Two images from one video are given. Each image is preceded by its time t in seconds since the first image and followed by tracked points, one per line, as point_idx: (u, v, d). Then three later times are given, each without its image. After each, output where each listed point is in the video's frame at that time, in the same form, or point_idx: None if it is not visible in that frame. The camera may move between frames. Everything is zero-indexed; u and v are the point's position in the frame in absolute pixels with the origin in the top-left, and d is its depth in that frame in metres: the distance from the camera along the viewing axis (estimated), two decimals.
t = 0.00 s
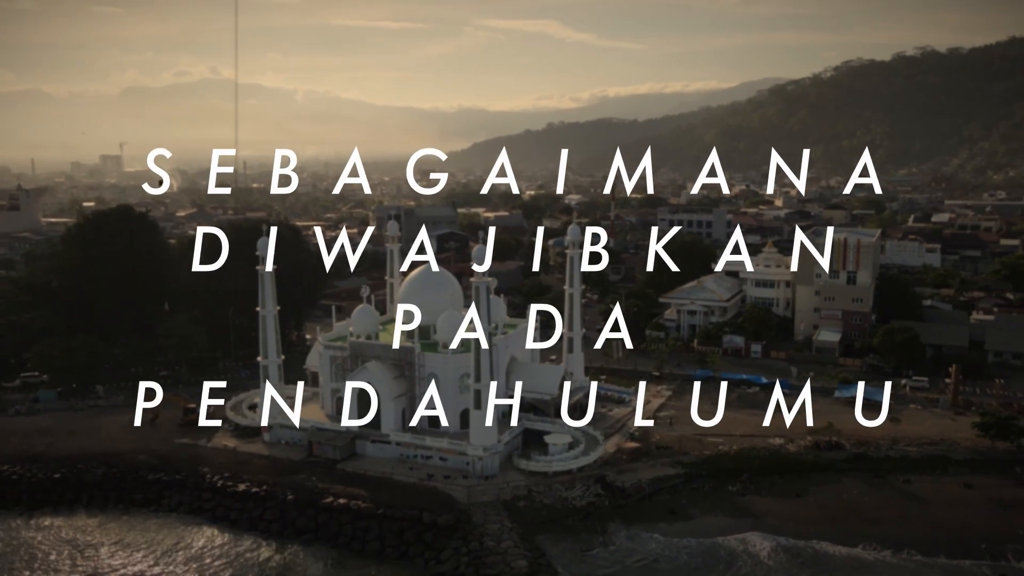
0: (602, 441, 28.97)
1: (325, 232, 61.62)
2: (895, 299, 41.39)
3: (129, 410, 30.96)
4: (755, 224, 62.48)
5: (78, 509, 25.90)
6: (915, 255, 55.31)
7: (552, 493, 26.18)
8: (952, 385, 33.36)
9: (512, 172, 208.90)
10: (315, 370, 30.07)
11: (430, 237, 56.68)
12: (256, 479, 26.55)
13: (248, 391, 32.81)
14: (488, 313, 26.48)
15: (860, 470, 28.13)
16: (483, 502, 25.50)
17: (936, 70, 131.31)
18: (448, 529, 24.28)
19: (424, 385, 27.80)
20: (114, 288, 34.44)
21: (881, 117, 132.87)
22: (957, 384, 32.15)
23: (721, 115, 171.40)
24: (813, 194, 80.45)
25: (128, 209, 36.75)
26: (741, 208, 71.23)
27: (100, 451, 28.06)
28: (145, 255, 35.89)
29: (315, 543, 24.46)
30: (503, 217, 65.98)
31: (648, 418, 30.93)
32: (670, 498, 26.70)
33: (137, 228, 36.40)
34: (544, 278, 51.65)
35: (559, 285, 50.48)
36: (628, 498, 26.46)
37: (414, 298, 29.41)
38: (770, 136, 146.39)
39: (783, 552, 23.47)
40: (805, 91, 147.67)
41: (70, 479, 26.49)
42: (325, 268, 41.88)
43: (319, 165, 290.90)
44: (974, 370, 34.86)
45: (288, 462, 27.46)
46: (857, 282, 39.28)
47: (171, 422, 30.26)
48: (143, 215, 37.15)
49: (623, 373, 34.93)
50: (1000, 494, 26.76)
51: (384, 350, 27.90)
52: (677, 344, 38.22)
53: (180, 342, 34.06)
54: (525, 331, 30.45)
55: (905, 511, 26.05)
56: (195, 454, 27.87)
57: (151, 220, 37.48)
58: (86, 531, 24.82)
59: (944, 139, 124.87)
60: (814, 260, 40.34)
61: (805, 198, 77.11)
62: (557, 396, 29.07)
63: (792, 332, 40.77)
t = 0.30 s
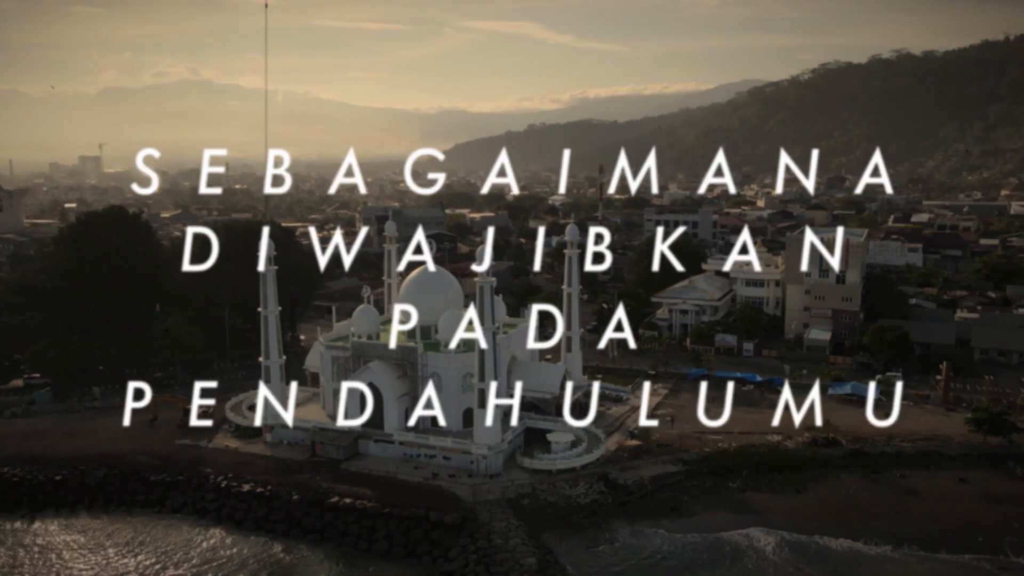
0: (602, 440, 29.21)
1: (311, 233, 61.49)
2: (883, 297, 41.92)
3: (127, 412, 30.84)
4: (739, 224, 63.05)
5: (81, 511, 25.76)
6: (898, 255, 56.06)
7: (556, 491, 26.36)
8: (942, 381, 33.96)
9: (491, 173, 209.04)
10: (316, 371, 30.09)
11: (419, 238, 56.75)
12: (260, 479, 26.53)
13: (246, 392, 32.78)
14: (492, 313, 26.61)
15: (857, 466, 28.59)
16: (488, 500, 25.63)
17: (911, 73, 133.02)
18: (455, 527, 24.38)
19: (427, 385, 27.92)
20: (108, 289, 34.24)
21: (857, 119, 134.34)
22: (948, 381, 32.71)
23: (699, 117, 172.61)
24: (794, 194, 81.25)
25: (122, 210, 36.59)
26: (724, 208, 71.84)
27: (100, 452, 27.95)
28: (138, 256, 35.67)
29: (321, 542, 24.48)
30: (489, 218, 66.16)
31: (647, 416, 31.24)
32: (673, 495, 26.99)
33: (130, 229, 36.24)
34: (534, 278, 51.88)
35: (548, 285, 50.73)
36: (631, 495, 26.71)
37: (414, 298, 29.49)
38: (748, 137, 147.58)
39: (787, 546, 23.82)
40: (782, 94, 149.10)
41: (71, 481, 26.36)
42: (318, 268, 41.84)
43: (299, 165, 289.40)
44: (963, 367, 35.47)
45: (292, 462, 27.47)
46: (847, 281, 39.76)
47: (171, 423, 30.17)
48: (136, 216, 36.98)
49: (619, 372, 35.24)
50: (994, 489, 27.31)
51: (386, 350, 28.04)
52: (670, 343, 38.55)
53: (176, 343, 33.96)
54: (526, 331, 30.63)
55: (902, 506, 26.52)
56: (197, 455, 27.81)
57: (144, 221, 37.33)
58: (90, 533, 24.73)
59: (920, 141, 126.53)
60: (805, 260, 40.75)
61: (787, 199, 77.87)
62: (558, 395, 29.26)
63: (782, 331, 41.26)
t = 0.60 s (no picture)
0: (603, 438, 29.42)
1: (298, 233, 61.27)
2: (870, 295, 42.41)
3: (125, 414, 30.69)
4: (723, 225, 63.56)
5: (83, 512, 25.62)
6: (880, 254, 56.80)
7: (560, 489, 26.53)
8: (933, 378, 34.56)
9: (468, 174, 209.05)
10: (318, 372, 30.10)
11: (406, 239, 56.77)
12: (265, 480, 26.49)
13: (244, 393, 32.71)
14: (496, 311, 26.80)
15: (854, 462, 29.03)
16: (494, 498, 25.75)
17: (886, 76, 134.71)
18: (462, 526, 24.46)
19: (430, 384, 28.07)
20: (103, 290, 34.05)
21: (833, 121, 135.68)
22: (939, 378, 33.29)
23: (676, 120, 173.67)
24: (774, 194, 82.01)
25: (117, 211, 36.45)
26: (707, 209, 72.40)
27: (100, 454, 27.81)
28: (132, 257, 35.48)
29: (329, 542, 24.48)
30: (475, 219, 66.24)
31: (645, 415, 31.54)
32: (674, 492, 27.26)
33: (125, 230, 36.06)
34: (523, 279, 52.07)
35: (537, 285, 50.95)
36: (634, 492, 26.92)
37: (415, 299, 29.52)
38: (725, 139, 148.69)
39: (790, 541, 24.16)
40: (759, 96, 150.41)
41: (73, 484, 26.21)
42: (311, 268, 41.74)
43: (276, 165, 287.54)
44: (952, 364, 36.10)
45: (295, 462, 27.45)
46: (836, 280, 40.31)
47: (170, 424, 30.07)
48: (131, 217, 36.84)
49: (615, 371, 35.53)
50: (989, 484, 27.83)
51: (389, 350, 28.16)
52: (664, 342, 38.90)
53: (171, 344, 33.81)
54: (525, 331, 30.84)
55: (900, 501, 26.96)
56: (199, 456, 27.74)
57: (140, 223, 37.17)
58: (95, 535, 24.62)
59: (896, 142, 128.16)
60: (794, 259, 41.23)
61: (768, 199, 78.56)
62: (559, 394, 29.49)
63: (772, 330, 41.71)
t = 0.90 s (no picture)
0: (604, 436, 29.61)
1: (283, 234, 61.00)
2: (857, 294, 42.92)
3: (123, 416, 30.47)
4: (707, 225, 64.05)
5: (85, 514, 25.41)
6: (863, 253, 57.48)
7: (565, 486, 26.68)
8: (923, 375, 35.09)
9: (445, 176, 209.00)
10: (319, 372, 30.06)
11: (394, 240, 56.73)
12: (269, 480, 26.41)
13: (241, 394, 32.58)
14: (500, 311, 26.89)
15: (851, 458, 29.42)
16: (499, 497, 25.86)
17: (861, 78, 136.37)
18: (469, 524, 24.54)
19: (433, 384, 28.11)
20: (94, 294, 33.81)
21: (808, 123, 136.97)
22: (930, 375, 33.83)
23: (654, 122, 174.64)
24: (754, 194, 82.74)
25: (110, 214, 36.36)
26: (690, 209, 72.91)
27: (99, 456, 27.59)
28: (124, 259, 35.10)
29: (336, 542, 24.47)
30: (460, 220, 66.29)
31: (643, 413, 31.77)
32: (677, 489, 27.49)
33: (118, 232, 35.92)
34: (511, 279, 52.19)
35: (527, 286, 51.12)
36: (637, 490, 27.13)
37: (416, 299, 29.52)
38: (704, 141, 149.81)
39: (795, 537, 24.47)
40: (736, 98, 151.68)
41: (74, 486, 25.99)
42: (303, 269, 41.58)
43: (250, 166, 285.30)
44: (941, 362, 36.67)
45: (298, 463, 27.38)
46: (825, 280, 40.82)
47: (169, 425, 29.89)
48: (125, 220, 36.74)
49: (611, 371, 35.74)
50: (983, 479, 28.35)
51: (392, 350, 28.19)
52: (656, 341, 39.20)
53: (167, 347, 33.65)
54: (525, 331, 30.97)
55: (897, 496, 27.39)
56: (201, 457, 27.60)
57: (134, 226, 37.04)
58: (100, 537, 24.42)
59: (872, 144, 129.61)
60: (784, 259, 41.63)
61: (749, 200, 79.23)
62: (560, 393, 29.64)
63: (762, 329, 42.11)
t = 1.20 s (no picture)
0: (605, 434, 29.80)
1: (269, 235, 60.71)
2: (844, 293, 43.42)
3: (121, 419, 30.24)
4: (692, 226, 64.53)
5: (88, 517, 25.20)
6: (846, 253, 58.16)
7: (569, 484, 26.82)
8: (914, 372, 35.65)
9: (422, 177, 208.85)
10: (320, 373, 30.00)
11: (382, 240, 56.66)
12: (273, 480, 26.32)
13: (239, 395, 32.46)
14: (504, 310, 27.01)
15: (847, 454, 29.84)
16: (505, 495, 25.95)
17: (837, 81, 137.93)
18: (477, 523, 24.61)
19: (436, 383, 28.15)
20: (87, 297, 33.79)
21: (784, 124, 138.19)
22: (921, 372, 34.36)
23: (630, 124, 175.66)
24: (735, 195, 83.44)
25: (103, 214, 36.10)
26: (673, 210, 73.40)
27: (100, 458, 27.41)
28: (117, 263, 34.96)
29: (344, 542, 24.45)
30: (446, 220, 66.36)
31: (641, 411, 32.01)
32: (679, 485, 27.73)
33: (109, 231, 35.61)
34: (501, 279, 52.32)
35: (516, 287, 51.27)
36: (640, 487, 27.33)
37: (417, 300, 29.56)
38: (681, 142, 150.92)
39: (798, 533, 24.79)
40: (714, 99, 152.92)
41: (77, 488, 25.77)
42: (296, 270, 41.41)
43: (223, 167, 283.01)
44: (930, 359, 37.27)
45: (302, 463, 27.30)
46: (814, 279, 41.27)
47: (168, 427, 29.70)
48: (118, 219, 36.45)
49: (606, 370, 35.95)
50: (977, 474, 28.85)
51: (394, 350, 28.18)
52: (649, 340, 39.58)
53: (161, 350, 33.60)
54: (525, 330, 31.09)
55: (895, 491, 27.82)
56: (203, 459, 27.46)
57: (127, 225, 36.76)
58: (104, 539, 24.23)
59: (848, 145, 131.16)
60: (774, 258, 42.03)
61: (730, 200, 79.88)
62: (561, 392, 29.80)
63: (752, 328, 42.51)
